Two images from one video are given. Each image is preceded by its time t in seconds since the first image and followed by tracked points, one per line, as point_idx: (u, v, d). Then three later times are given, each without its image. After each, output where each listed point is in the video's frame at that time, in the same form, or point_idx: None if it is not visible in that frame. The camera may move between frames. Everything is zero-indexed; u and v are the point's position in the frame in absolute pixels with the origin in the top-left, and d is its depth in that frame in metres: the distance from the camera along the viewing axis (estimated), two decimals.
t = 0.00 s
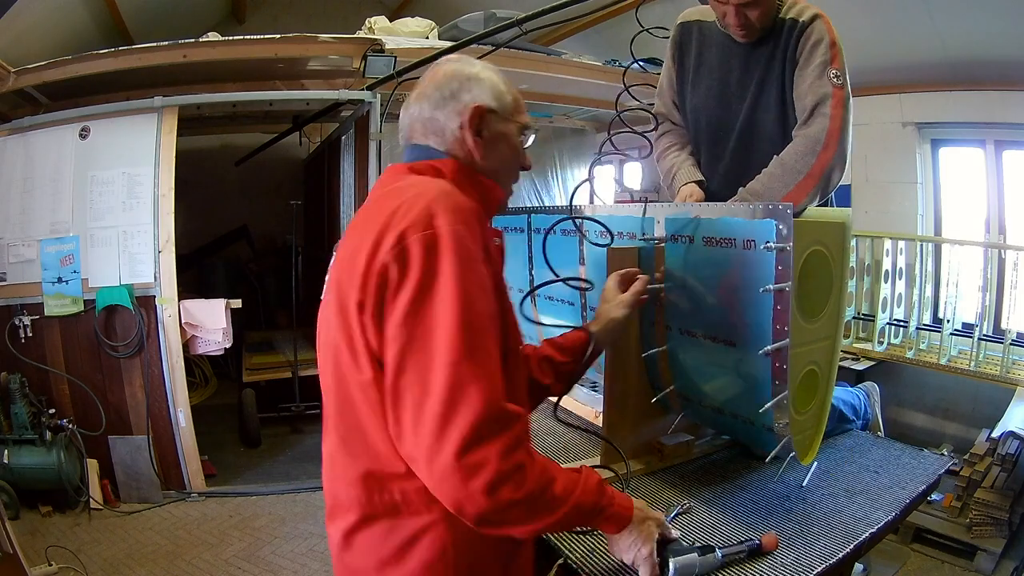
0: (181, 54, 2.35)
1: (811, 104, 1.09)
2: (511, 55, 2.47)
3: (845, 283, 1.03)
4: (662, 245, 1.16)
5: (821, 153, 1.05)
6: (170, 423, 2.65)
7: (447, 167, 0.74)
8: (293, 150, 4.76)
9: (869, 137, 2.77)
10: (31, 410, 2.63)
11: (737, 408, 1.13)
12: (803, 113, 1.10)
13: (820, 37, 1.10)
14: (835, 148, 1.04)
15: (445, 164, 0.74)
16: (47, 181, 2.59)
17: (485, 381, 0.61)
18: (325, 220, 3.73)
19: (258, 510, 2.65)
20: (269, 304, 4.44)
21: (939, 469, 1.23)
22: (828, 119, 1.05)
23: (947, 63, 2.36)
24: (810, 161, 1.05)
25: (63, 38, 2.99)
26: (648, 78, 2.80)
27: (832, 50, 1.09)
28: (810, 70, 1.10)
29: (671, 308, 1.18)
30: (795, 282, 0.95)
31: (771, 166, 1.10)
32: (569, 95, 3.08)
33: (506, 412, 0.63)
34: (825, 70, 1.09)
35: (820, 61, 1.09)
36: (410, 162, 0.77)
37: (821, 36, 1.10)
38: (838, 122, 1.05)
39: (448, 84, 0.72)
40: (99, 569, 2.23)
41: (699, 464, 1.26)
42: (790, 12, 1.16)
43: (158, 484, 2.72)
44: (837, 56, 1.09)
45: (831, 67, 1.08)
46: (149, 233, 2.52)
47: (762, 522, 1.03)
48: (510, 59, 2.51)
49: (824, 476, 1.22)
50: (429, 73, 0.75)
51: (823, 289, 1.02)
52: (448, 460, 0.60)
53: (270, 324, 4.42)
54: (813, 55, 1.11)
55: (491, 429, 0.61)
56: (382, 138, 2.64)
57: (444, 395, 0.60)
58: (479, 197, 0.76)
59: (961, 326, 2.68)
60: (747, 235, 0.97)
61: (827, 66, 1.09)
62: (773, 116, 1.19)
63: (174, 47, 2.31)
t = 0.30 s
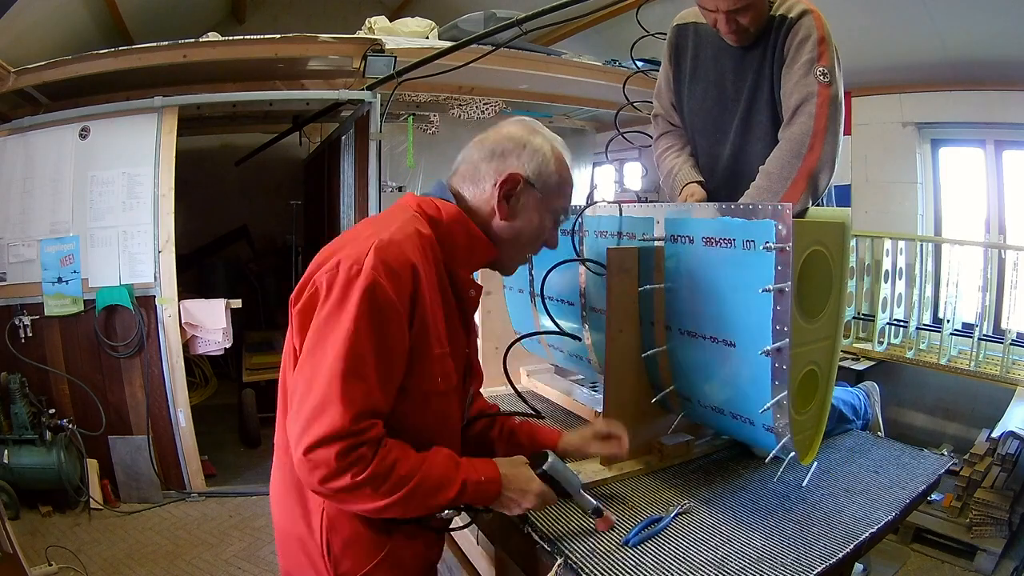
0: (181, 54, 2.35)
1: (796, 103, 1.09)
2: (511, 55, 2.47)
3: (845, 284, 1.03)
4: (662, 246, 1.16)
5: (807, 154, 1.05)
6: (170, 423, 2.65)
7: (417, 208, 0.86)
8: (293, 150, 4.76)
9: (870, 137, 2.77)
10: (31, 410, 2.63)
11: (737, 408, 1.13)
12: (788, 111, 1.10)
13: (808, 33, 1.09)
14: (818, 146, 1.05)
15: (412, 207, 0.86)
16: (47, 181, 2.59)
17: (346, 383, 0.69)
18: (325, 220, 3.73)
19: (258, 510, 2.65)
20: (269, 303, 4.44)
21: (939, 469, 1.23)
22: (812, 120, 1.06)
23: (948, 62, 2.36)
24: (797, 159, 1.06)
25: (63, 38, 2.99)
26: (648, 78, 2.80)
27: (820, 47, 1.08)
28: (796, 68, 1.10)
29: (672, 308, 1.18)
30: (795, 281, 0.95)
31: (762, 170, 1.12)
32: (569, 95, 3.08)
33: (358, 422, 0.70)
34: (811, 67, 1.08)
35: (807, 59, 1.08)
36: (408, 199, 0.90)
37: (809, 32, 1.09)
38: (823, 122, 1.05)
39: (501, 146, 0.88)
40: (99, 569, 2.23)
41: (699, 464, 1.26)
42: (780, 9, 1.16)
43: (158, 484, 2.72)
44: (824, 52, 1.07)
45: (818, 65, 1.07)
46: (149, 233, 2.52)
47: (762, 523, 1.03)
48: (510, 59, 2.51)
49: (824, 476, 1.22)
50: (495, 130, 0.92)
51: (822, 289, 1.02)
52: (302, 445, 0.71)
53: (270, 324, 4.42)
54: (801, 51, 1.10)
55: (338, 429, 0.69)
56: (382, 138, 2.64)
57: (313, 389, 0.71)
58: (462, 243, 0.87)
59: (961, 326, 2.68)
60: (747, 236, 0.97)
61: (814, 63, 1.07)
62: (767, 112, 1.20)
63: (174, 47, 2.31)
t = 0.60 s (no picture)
0: (181, 54, 2.35)
1: (794, 107, 1.09)
2: (510, 55, 2.47)
3: (846, 284, 1.03)
4: (662, 246, 1.16)
5: (808, 160, 1.05)
6: (170, 423, 2.65)
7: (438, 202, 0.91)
8: (293, 150, 4.76)
9: (870, 137, 2.77)
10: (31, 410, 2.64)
11: (737, 408, 1.13)
12: (789, 116, 1.10)
13: (805, 35, 1.08)
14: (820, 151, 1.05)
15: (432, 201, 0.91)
16: (47, 181, 2.59)
17: (457, 388, 0.77)
18: (325, 221, 3.73)
19: (258, 510, 2.65)
20: (269, 304, 4.44)
21: (939, 469, 1.23)
22: (813, 125, 1.05)
23: (947, 63, 2.36)
24: (802, 165, 1.06)
25: (63, 38, 2.99)
26: (648, 78, 2.80)
27: (818, 49, 1.07)
28: (793, 71, 1.09)
29: (671, 308, 1.18)
30: (795, 281, 0.95)
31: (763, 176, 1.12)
32: (569, 95, 3.08)
33: (472, 411, 0.79)
34: (809, 70, 1.07)
35: (804, 62, 1.07)
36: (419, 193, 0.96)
37: (806, 33, 1.08)
38: (823, 126, 1.05)
39: (477, 113, 0.93)
40: (99, 569, 2.23)
41: (699, 464, 1.27)
42: (776, 10, 1.16)
43: (158, 484, 2.71)
44: (822, 54, 1.06)
45: (816, 68, 1.06)
46: (149, 233, 2.52)
47: (762, 522, 1.03)
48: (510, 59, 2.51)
49: (824, 476, 1.22)
50: (468, 102, 0.96)
51: (822, 289, 1.02)
52: (418, 428, 0.78)
53: (270, 324, 4.43)
54: (798, 54, 1.09)
55: (459, 427, 0.77)
56: (382, 138, 2.64)
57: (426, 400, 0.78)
58: (487, 226, 0.94)
59: (961, 326, 2.69)
60: (747, 236, 0.97)
61: (812, 66, 1.07)
62: (767, 115, 1.19)
63: (174, 47, 2.31)
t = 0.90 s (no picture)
0: (181, 54, 2.35)
1: (789, 110, 1.09)
2: (510, 55, 2.47)
3: (846, 284, 1.03)
4: (662, 246, 1.16)
5: (801, 164, 1.05)
6: (170, 423, 2.65)
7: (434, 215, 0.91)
8: (293, 150, 4.76)
9: (870, 137, 2.77)
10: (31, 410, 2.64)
11: (738, 408, 1.13)
12: (783, 117, 1.10)
13: (804, 37, 1.08)
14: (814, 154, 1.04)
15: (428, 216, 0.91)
16: (47, 181, 2.59)
17: (452, 409, 0.78)
18: (325, 221, 3.73)
19: (258, 510, 2.65)
20: (269, 304, 4.44)
21: (939, 469, 1.23)
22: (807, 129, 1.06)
23: (947, 63, 2.36)
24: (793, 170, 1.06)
25: (63, 38, 2.99)
26: (648, 78, 2.80)
27: (815, 52, 1.06)
28: (790, 73, 1.09)
29: (670, 308, 1.18)
30: (796, 281, 0.95)
31: (758, 182, 1.12)
32: (569, 95, 3.07)
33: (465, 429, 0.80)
34: (805, 73, 1.07)
35: (801, 64, 1.07)
36: (419, 201, 0.96)
37: (805, 35, 1.08)
38: (815, 129, 1.05)
39: (484, 124, 0.94)
40: (99, 569, 2.23)
41: (700, 464, 1.27)
42: (778, 10, 1.15)
43: (158, 484, 2.71)
44: (820, 57, 1.06)
45: (812, 71, 1.06)
46: (149, 233, 2.52)
47: (762, 522, 1.03)
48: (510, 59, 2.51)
49: (824, 476, 1.22)
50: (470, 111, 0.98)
51: (821, 289, 1.02)
52: (418, 444, 0.79)
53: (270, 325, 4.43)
54: (795, 55, 1.09)
55: (452, 444, 0.78)
56: (382, 138, 2.64)
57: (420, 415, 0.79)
58: (485, 236, 0.94)
59: (961, 326, 2.69)
60: (747, 236, 0.97)
61: (808, 69, 1.06)
62: (767, 116, 1.20)
63: (174, 47, 2.31)
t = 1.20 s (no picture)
0: (181, 54, 2.35)
1: (784, 115, 1.10)
2: (511, 55, 2.47)
3: (846, 285, 1.03)
4: (661, 246, 1.17)
5: (794, 170, 1.06)
6: (170, 423, 2.65)
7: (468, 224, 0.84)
8: (293, 150, 4.76)
9: (870, 137, 2.77)
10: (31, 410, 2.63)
11: (738, 408, 1.13)
12: (777, 121, 1.11)
13: (803, 40, 1.08)
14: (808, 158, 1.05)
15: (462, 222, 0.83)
16: (47, 181, 2.59)
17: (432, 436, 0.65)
18: (325, 221, 3.73)
19: (258, 510, 2.65)
20: (269, 303, 4.44)
21: (940, 469, 1.23)
22: (801, 134, 1.06)
23: (948, 63, 2.36)
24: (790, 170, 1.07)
25: (63, 38, 2.99)
26: (648, 78, 2.79)
27: (815, 56, 1.06)
28: (788, 77, 1.09)
29: (669, 308, 1.18)
30: (795, 281, 0.95)
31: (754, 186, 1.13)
32: (568, 95, 3.07)
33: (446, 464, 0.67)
34: (802, 78, 1.07)
35: (799, 68, 1.07)
36: (451, 212, 0.88)
37: (804, 39, 1.07)
38: (810, 135, 1.06)
39: (519, 148, 0.90)
40: (99, 569, 2.23)
41: (700, 464, 1.26)
42: (779, 12, 1.15)
43: (158, 484, 2.71)
44: (818, 62, 1.06)
45: (810, 76, 1.06)
46: (149, 233, 2.52)
47: (763, 523, 1.03)
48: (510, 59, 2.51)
49: (824, 476, 1.22)
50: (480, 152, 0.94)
51: (821, 289, 1.02)
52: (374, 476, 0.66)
53: (270, 325, 4.43)
54: (793, 59, 1.09)
55: (423, 476, 0.65)
56: (382, 138, 2.64)
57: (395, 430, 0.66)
58: (515, 255, 0.86)
59: (961, 326, 2.68)
60: (747, 236, 0.97)
61: (805, 74, 1.07)
62: (766, 119, 1.21)
63: (174, 47, 2.31)
